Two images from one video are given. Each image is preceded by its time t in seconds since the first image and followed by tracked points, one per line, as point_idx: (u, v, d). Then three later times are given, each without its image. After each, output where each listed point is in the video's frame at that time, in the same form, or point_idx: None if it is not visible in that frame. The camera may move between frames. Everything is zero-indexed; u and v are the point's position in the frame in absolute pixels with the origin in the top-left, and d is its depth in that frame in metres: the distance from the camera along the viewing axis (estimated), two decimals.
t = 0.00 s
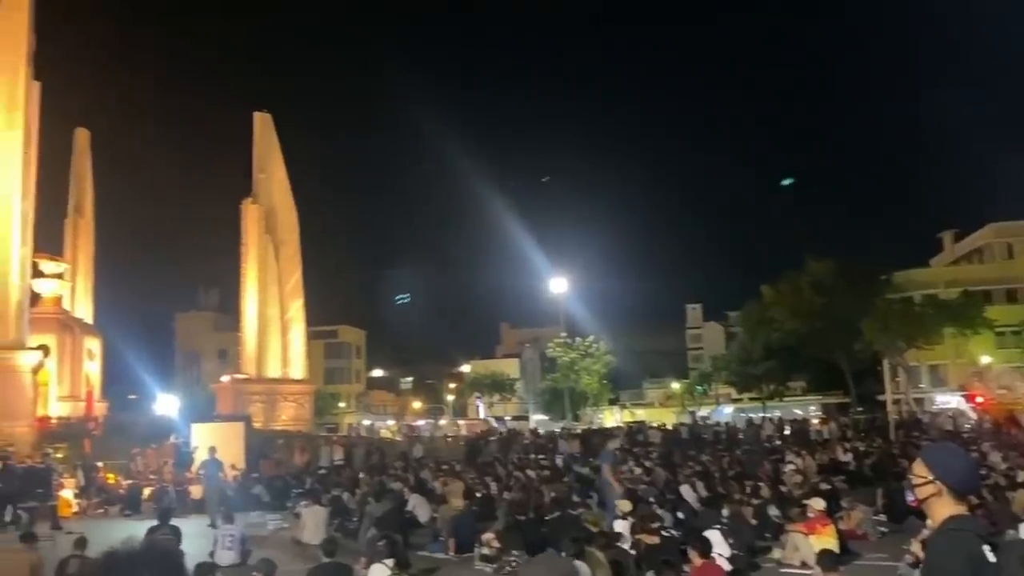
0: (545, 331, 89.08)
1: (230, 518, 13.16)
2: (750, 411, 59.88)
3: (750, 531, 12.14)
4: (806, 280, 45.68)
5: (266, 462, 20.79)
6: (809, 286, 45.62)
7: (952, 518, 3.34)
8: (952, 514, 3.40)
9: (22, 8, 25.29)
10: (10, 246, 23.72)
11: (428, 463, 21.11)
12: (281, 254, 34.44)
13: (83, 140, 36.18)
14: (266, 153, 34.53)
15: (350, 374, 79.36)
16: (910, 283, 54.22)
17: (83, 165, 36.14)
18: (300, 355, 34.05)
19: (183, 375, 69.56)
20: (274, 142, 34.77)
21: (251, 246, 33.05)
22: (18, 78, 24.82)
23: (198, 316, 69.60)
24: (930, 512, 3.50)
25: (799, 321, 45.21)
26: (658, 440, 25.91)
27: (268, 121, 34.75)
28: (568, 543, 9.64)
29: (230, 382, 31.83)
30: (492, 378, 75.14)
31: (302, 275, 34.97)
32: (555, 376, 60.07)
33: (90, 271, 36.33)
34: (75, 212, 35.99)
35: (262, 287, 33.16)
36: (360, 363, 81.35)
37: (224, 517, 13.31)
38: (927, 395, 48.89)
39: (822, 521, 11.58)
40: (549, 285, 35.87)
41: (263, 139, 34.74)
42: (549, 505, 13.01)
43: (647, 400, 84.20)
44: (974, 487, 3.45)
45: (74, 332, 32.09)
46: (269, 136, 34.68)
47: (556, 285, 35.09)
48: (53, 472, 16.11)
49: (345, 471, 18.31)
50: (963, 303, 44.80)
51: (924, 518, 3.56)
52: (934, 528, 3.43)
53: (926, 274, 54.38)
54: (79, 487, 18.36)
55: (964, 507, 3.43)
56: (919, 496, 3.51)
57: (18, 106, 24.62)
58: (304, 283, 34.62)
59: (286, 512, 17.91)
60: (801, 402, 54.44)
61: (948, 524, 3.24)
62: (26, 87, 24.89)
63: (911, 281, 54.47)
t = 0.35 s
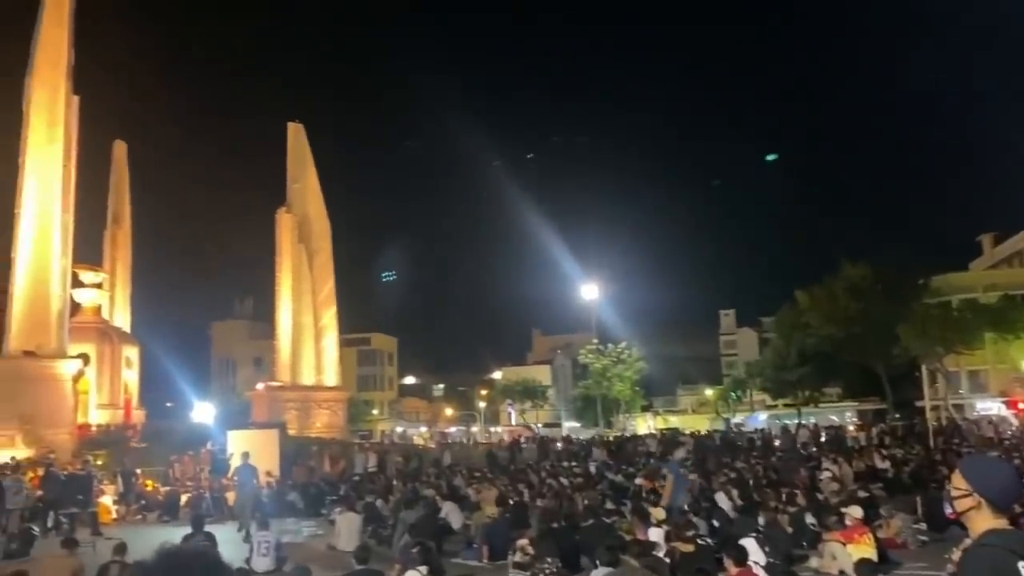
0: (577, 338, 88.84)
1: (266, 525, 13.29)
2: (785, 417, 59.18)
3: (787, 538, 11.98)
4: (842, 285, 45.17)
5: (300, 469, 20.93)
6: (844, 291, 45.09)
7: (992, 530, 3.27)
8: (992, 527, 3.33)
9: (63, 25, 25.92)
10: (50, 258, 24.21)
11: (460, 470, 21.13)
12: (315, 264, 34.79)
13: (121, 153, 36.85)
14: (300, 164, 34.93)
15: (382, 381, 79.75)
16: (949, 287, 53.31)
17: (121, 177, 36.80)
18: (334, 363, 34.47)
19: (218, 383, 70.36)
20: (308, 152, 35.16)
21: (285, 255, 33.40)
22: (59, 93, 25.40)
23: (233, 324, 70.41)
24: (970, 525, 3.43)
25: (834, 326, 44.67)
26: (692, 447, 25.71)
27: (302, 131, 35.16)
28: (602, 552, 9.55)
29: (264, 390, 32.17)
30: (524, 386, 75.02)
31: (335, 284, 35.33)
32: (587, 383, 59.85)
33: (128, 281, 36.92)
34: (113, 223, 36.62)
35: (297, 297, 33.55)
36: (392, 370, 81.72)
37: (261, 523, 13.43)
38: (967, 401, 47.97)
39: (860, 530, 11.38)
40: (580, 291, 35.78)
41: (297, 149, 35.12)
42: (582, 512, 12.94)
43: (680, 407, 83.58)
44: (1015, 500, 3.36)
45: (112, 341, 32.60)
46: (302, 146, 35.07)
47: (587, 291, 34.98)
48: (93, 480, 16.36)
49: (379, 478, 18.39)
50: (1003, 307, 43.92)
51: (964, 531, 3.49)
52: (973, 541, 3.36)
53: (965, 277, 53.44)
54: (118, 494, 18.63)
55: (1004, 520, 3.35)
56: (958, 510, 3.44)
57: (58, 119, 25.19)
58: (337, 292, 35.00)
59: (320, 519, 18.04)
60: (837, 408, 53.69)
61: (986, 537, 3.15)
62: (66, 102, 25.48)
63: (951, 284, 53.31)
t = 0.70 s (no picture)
0: (611, 347, 88.52)
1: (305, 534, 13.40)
2: (824, 426, 58.32)
3: (829, 550, 11.77)
4: (881, 291, 44.60)
5: (337, 478, 21.02)
6: (884, 298, 44.53)
7: None
8: None
9: (104, 43, 26.62)
10: (94, 270, 24.71)
11: (496, 479, 21.14)
12: (351, 274, 35.08)
13: (161, 167, 37.56)
14: (336, 177, 35.30)
15: (418, 391, 80.01)
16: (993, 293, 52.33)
17: (161, 190, 37.51)
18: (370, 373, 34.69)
19: (256, 393, 71.16)
20: (343, 165, 35.54)
21: (321, 266, 33.75)
22: (101, 109, 26.00)
23: (271, 335, 71.24)
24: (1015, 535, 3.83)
25: (873, 334, 43.99)
26: (729, 457, 25.51)
27: (337, 143, 35.56)
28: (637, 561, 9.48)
29: (301, 399, 32.49)
30: (558, 395, 74.80)
31: (371, 294, 35.63)
32: (623, 393, 59.56)
33: (169, 294, 37.51)
34: (154, 236, 37.26)
35: (333, 308, 33.89)
36: (427, 380, 82.02)
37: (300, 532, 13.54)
38: (1013, 410, 46.88)
39: (904, 542, 11.14)
40: (614, 300, 35.65)
41: (333, 163, 35.46)
42: (619, 523, 12.88)
43: (717, 417, 82.86)
44: None
45: (153, 352, 33.13)
46: (338, 158, 35.47)
47: (622, 300, 34.85)
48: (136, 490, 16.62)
49: (416, 487, 18.48)
50: None
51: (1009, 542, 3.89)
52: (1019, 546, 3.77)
53: (1010, 283, 52.41)
54: (160, 503, 18.87)
55: None
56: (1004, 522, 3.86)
57: (101, 135, 25.77)
58: (373, 303, 35.26)
59: (357, 528, 18.23)
60: (878, 417, 52.78)
61: None
62: (109, 117, 26.07)
63: (995, 290, 52.36)
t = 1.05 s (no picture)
0: (643, 356, 88.05)
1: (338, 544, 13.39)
2: (860, 435, 57.47)
3: (869, 562, 11.53)
4: (916, 298, 43.94)
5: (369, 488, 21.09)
6: (920, 305, 43.86)
7: None
8: None
9: (141, 58, 27.14)
10: (131, 282, 25.09)
11: (528, 489, 21.06)
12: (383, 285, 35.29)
13: (196, 181, 38.11)
14: (367, 189, 35.53)
15: (449, 401, 80.18)
16: None
17: (196, 204, 38.06)
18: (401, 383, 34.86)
19: (290, 403, 71.72)
20: (374, 177, 35.82)
21: (352, 277, 33.97)
22: (138, 123, 26.44)
23: (304, 345, 71.79)
24: None
25: (910, 342, 43.26)
26: (763, 467, 25.21)
27: (369, 156, 35.87)
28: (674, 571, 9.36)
29: (334, 409, 32.61)
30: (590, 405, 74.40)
31: (402, 304, 35.86)
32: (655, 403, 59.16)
33: (204, 305, 37.99)
34: (189, 248, 37.78)
35: (365, 319, 34.00)
36: (458, 390, 82.09)
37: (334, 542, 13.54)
38: None
39: (945, 554, 10.88)
40: (645, 309, 35.46)
41: (364, 175, 35.73)
42: (653, 534, 12.76)
43: (751, 426, 82.02)
44: None
45: (188, 363, 33.54)
46: (369, 171, 35.77)
47: (653, 308, 34.66)
48: (172, 498, 16.77)
49: (447, 497, 18.46)
50: None
51: None
52: None
53: None
54: (196, 512, 19.07)
55: None
56: None
57: (138, 149, 26.25)
58: (403, 313, 35.52)
59: (390, 538, 18.25)
60: (916, 426, 51.86)
61: None
62: (145, 132, 26.51)
63: None
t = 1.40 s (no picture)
0: (677, 367, 87.42)
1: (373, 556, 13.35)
2: (901, 447, 56.42)
3: None
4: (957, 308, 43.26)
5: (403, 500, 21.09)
6: (960, 314, 43.17)
7: None
8: None
9: (179, 74, 27.67)
10: (169, 296, 25.49)
11: (564, 502, 20.92)
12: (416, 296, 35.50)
13: (232, 196, 38.64)
14: (399, 202, 35.77)
15: (482, 412, 80.14)
16: None
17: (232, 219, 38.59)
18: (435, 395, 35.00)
19: (325, 415, 72.20)
20: (406, 189, 36.09)
21: (386, 289, 34.21)
22: (175, 139, 26.92)
23: (338, 357, 72.28)
24: None
25: (950, 352, 42.48)
26: (802, 480, 24.86)
27: (401, 169, 36.15)
28: None
29: (369, 420, 32.84)
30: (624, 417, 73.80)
31: (435, 315, 36.05)
32: (691, 414, 58.61)
33: (240, 318, 38.45)
34: (226, 262, 38.26)
35: (398, 330, 34.19)
36: (491, 402, 82.04)
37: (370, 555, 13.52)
38: None
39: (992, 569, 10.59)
40: (679, 320, 35.20)
41: (396, 188, 36.01)
42: (689, 547, 12.65)
43: (788, 438, 80.97)
44: None
45: (225, 375, 33.90)
46: (402, 184, 36.05)
47: (687, 318, 34.39)
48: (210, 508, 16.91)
49: (482, 509, 18.42)
50: None
51: None
52: None
53: None
54: (233, 523, 19.24)
55: None
56: None
57: (176, 164, 26.69)
58: (436, 325, 35.72)
59: (426, 550, 18.14)
60: (959, 438, 50.80)
61: None
62: (182, 148, 26.97)
63: None
